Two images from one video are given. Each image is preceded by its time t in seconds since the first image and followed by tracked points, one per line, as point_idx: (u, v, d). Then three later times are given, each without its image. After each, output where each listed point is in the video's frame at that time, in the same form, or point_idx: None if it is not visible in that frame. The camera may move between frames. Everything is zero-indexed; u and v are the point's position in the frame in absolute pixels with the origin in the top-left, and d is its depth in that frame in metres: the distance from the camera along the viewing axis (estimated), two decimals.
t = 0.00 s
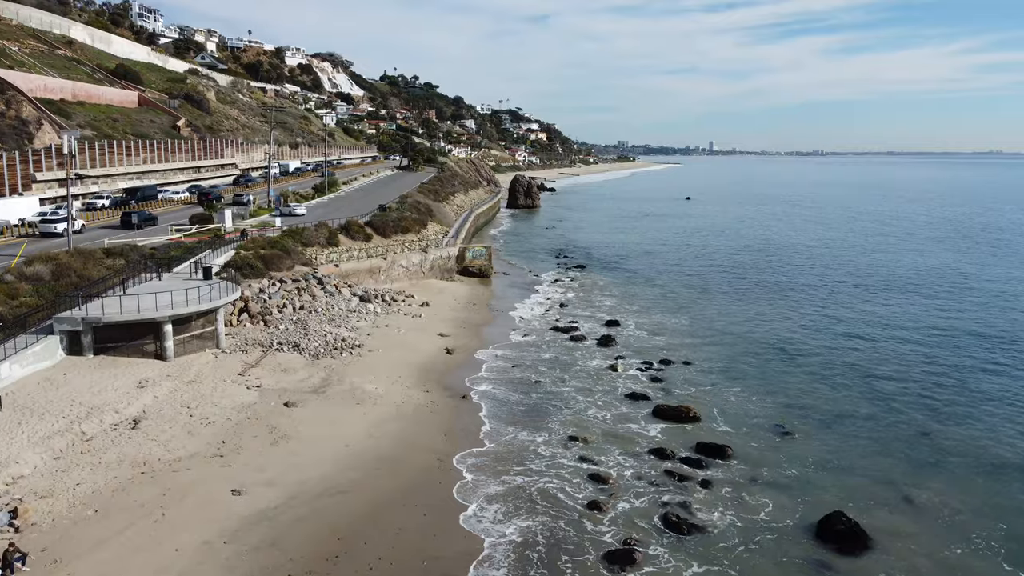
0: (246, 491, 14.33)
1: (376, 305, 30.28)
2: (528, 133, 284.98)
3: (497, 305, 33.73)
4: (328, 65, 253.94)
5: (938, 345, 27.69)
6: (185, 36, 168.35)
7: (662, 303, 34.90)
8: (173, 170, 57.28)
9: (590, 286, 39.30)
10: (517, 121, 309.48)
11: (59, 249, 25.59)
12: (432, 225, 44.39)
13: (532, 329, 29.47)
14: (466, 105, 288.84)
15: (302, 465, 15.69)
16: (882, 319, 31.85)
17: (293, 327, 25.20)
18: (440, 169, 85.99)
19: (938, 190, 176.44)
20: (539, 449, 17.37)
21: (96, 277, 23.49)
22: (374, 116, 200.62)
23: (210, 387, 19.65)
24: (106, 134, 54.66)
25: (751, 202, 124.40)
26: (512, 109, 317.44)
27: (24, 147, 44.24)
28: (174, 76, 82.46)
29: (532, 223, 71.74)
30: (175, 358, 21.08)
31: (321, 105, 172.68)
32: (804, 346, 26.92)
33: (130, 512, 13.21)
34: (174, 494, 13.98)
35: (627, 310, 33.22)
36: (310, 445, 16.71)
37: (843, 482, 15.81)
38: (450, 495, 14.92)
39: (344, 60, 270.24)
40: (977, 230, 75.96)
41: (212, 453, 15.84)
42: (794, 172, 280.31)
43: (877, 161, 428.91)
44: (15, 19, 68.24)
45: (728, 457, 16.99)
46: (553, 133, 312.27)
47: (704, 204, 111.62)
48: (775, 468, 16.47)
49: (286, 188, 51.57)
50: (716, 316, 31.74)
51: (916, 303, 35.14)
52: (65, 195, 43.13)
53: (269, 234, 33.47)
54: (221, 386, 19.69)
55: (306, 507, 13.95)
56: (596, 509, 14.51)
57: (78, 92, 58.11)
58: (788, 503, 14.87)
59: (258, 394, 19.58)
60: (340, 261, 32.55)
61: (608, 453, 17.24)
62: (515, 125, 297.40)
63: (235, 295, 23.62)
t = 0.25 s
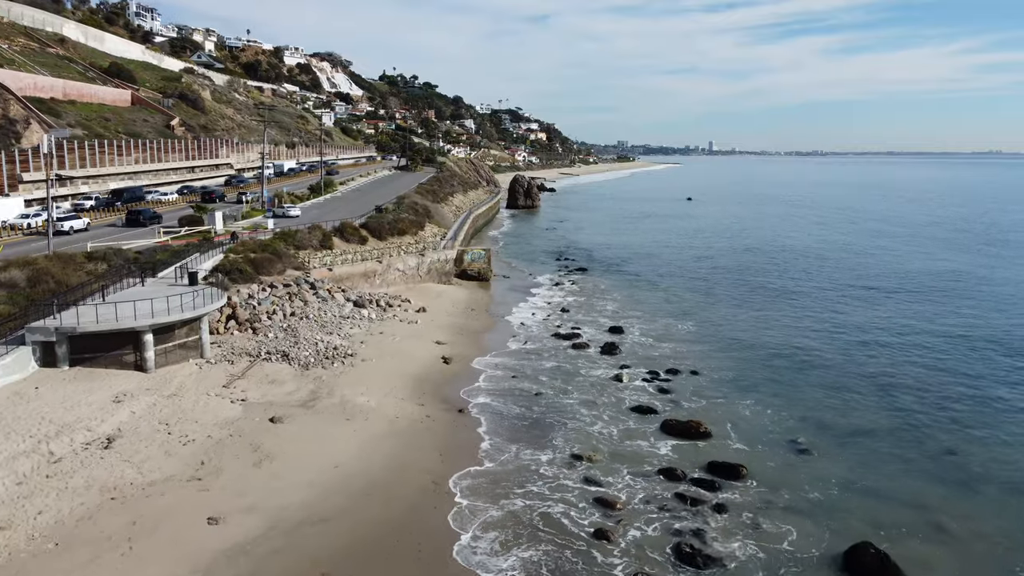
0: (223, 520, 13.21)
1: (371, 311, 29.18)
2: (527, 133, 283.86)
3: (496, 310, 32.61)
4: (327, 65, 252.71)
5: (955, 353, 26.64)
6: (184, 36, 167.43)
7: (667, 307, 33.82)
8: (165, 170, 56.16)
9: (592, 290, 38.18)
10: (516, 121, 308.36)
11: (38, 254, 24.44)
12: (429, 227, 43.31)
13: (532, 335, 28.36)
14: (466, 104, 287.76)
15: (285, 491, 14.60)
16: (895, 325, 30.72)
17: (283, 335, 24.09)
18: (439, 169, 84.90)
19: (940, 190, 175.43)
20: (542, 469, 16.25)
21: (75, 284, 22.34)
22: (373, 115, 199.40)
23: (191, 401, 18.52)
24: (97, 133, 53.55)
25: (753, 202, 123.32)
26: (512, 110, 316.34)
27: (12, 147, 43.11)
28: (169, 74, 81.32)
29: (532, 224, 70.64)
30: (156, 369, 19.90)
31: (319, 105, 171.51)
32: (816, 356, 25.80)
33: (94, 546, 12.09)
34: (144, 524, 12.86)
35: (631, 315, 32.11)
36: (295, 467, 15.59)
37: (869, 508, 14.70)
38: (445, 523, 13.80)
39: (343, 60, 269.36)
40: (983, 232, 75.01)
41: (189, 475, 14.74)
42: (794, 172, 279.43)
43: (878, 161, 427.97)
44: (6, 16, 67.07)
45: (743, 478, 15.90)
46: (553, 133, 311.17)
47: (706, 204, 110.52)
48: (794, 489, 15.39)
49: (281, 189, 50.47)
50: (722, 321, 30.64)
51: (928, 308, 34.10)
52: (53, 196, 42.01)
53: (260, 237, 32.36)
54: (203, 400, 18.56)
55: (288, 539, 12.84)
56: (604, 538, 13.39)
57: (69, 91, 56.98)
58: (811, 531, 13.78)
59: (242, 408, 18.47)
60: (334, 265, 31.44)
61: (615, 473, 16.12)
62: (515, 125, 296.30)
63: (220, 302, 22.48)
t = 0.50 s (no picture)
0: (197, 556, 12.11)
1: (365, 317, 28.06)
2: (527, 133, 282.73)
3: (495, 316, 31.50)
4: (326, 64, 251.58)
5: (974, 361, 25.59)
6: (181, 35, 166.21)
7: (672, 313, 32.72)
8: (158, 170, 55.05)
9: (595, 294, 37.06)
10: (516, 121, 307.27)
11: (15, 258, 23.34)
12: (427, 229, 42.22)
13: (534, 343, 27.24)
14: (465, 104, 286.60)
15: (267, 519, 13.49)
16: (909, 331, 29.62)
17: (272, 344, 22.96)
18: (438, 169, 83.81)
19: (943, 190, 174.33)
20: (546, 493, 15.10)
21: (52, 290, 21.22)
22: (372, 115, 198.21)
23: (171, 416, 17.41)
24: (88, 133, 52.46)
25: (754, 203, 122.24)
26: (512, 110, 315.27)
27: None
28: (164, 73, 80.21)
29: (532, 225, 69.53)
30: (135, 383, 18.77)
31: (318, 105, 170.40)
32: (830, 365, 24.70)
33: None
34: (109, 561, 11.75)
35: (635, 321, 31.00)
36: (279, 492, 14.46)
37: (899, 538, 13.63)
38: (439, 557, 12.68)
39: (342, 59, 268.11)
40: (989, 234, 73.94)
41: (162, 502, 13.65)
42: (795, 173, 278.51)
43: (878, 161, 426.95)
44: None
45: (760, 502, 14.82)
46: (553, 133, 310.02)
47: (708, 205, 109.39)
48: (817, 515, 14.30)
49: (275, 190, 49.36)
50: (730, 328, 29.54)
51: (942, 313, 33.02)
52: (40, 197, 40.90)
53: (251, 239, 31.24)
54: (184, 416, 17.43)
55: None
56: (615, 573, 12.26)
57: (60, 89, 55.87)
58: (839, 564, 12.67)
59: (224, 424, 17.36)
60: (327, 269, 30.33)
61: (624, 497, 15.00)
62: (515, 125, 295.21)
63: (204, 310, 21.34)
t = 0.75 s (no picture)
0: None
1: (358, 324, 26.98)
2: (527, 133, 281.85)
3: (494, 321, 30.42)
4: (325, 64, 250.62)
5: (993, 370, 24.59)
6: (178, 34, 165.11)
7: (677, 318, 31.71)
8: (150, 171, 53.95)
9: (597, 299, 35.98)
10: (515, 121, 306.30)
11: None
12: (425, 231, 41.16)
13: (535, 351, 26.18)
14: (464, 104, 285.63)
15: (245, 551, 12.39)
16: (924, 338, 28.56)
17: (260, 354, 21.89)
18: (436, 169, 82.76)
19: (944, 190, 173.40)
20: (550, 520, 14.01)
21: (26, 299, 20.14)
22: (371, 115, 197.14)
23: (148, 434, 16.32)
24: (79, 132, 51.39)
25: (756, 204, 121.31)
26: (511, 110, 314.47)
27: None
28: (158, 72, 79.08)
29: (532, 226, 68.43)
30: (111, 398, 17.66)
31: (316, 104, 169.25)
32: (844, 376, 23.64)
33: None
34: None
35: (639, 327, 29.93)
36: (260, 519, 13.37)
37: (932, 574, 12.59)
38: None
39: (341, 59, 267.05)
40: (994, 235, 72.98)
41: (131, 533, 12.55)
42: (795, 173, 277.75)
43: (878, 161, 426.58)
44: None
45: (779, 530, 13.77)
46: (552, 134, 309.03)
47: (709, 206, 108.41)
48: (843, 545, 13.28)
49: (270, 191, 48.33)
50: (738, 334, 28.47)
51: (955, 319, 32.02)
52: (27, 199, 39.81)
53: (241, 243, 30.18)
54: (162, 434, 16.32)
55: None
56: None
57: (50, 88, 54.75)
58: None
59: (205, 442, 16.26)
60: (319, 273, 29.26)
61: (634, 525, 13.92)
62: (514, 125, 294.12)
63: (187, 319, 20.25)
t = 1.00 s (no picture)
0: None
1: (352, 331, 25.87)
2: (527, 132, 280.78)
3: (494, 328, 29.30)
4: (324, 64, 249.45)
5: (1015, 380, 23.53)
6: (176, 34, 164.02)
7: (683, 324, 30.63)
8: (143, 171, 52.82)
9: (599, 304, 34.87)
10: (515, 121, 305.29)
11: None
12: (422, 233, 40.09)
13: (536, 359, 25.07)
14: (464, 104, 284.63)
15: None
16: (941, 346, 27.46)
17: (247, 365, 20.77)
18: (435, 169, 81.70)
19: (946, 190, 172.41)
20: (555, 551, 12.89)
21: None
22: (370, 115, 196.03)
23: (121, 454, 15.20)
24: (69, 132, 50.27)
25: (758, 204, 120.33)
26: (511, 110, 313.42)
27: None
28: (153, 71, 77.94)
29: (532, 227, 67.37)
30: (85, 415, 16.53)
31: (315, 104, 168.11)
32: (861, 386, 22.57)
33: None
34: None
35: (644, 333, 28.83)
36: (237, 553, 12.25)
37: None
38: None
39: (340, 59, 266.00)
40: (1001, 236, 71.95)
41: (94, 570, 11.44)
42: (796, 174, 276.88)
43: (879, 161, 425.60)
44: None
45: (804, 562, 12.67)
46: (552, 134, 308.05)
47: (711, 207, 107.41)
48: None
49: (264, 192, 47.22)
50: (748, 342, 27.36)
51: (970, 324, 30.98)
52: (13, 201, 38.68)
53: (231, 246, 29.07)
54: (136, 454, 15.19)
55: None
56: None
57: (40, 87, 53.63)
58: None
59: (182, 463, 15.15)
60: (312, 278, 28.16)
61: (646, 557, 12.82)
62: (514, 125, 293.02)
63: (168, 329, 19.12)
